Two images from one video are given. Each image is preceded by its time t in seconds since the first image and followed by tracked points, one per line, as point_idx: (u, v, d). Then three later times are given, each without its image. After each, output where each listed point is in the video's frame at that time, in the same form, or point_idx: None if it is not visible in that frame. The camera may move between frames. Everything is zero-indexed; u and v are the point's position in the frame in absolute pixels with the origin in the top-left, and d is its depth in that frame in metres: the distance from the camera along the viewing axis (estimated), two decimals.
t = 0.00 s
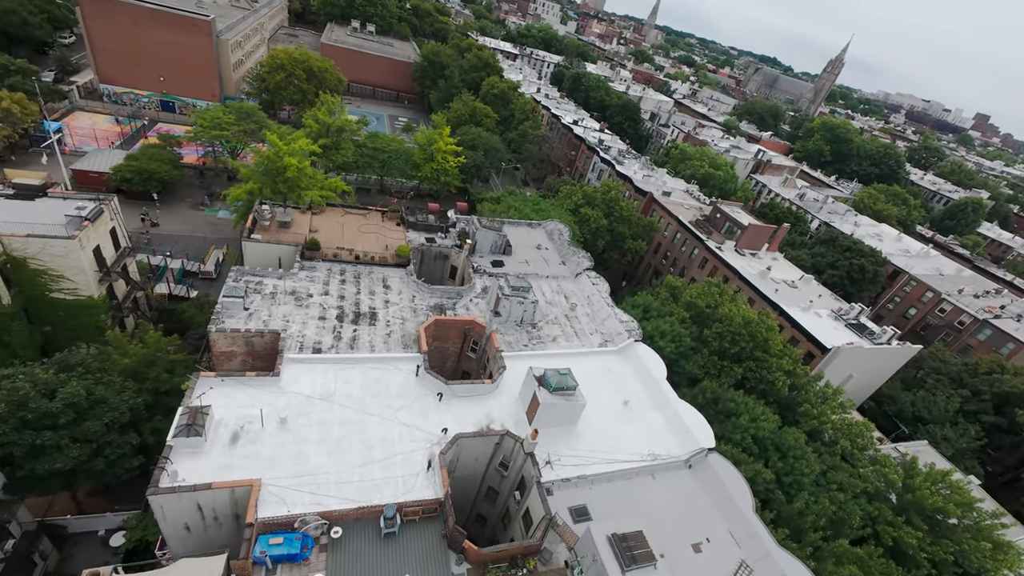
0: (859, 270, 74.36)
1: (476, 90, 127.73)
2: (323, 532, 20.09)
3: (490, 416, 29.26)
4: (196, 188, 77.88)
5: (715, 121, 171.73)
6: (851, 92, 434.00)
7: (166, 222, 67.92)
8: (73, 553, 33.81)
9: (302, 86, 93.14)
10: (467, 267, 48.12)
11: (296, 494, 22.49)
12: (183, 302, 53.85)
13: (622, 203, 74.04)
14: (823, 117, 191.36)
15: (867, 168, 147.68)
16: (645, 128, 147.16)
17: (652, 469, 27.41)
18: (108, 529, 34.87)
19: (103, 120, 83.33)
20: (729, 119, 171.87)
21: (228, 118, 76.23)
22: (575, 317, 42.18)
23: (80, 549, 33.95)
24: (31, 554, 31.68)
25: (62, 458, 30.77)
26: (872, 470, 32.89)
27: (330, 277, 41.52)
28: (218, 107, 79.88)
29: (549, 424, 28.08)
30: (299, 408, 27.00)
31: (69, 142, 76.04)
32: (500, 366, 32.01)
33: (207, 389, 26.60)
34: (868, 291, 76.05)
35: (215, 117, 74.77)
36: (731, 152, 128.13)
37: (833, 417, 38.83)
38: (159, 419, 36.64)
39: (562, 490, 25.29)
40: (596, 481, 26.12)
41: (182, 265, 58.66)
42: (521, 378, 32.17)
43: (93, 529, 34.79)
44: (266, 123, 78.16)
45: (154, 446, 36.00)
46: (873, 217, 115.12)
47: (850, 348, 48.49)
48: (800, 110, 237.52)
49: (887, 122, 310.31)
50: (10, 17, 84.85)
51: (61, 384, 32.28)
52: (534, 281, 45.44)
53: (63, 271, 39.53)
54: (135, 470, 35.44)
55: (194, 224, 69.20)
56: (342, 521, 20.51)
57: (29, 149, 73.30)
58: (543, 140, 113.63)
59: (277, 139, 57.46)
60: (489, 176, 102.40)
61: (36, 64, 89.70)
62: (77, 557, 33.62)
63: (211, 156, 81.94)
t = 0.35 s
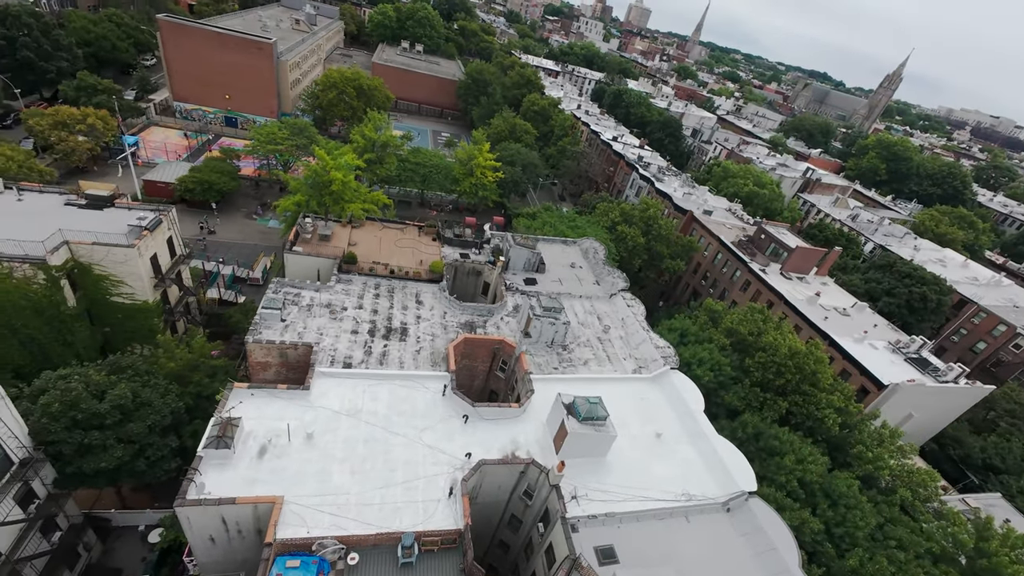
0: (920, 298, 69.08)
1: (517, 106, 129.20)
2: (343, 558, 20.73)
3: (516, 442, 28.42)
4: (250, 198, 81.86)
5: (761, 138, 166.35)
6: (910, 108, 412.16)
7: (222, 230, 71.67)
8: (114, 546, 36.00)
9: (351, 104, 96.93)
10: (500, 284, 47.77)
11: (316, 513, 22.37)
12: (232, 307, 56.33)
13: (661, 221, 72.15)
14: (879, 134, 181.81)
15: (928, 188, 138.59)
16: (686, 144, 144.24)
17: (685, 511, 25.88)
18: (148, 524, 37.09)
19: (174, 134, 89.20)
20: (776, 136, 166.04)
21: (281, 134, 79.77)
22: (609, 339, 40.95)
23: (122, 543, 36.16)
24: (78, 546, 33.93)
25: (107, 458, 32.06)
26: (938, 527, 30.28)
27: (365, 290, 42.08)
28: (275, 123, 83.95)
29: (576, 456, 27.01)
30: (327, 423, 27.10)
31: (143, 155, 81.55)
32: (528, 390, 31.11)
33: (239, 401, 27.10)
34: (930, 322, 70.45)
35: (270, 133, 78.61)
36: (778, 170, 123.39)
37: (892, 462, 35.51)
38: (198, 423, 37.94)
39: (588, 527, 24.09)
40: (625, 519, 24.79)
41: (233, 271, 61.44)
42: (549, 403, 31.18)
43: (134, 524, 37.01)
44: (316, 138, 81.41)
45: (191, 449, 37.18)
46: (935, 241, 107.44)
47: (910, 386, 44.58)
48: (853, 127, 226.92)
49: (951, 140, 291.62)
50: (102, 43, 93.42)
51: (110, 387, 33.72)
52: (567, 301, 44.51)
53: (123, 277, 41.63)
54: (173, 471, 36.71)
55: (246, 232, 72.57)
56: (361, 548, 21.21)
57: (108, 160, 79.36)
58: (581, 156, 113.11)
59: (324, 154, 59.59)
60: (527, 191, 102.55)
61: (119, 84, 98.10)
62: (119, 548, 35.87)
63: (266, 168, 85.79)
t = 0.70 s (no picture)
0: (987, 317, 63.71)
1: (549, 118, 129.04)
2: None
3: (546, 468, 27.40)
4: (293, 212, 84.66)
5: (802, 145, 159.93)
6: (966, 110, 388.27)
7: (266, 242, 74.30)
8: (155, 551, 37.04)
9: (388, 119, 99.27)
10: (530, 299, 46.95)
11: (342, 541, 22.06)
12: (272, 317, 58.00)
13: (698, 233, 69.80)
14: (933, 139, 171.58)
15: (990, 195, 129.14)
16: (723, 152, 140.26)
17: (728, 553, 24.24)
18: (188, 530, 38.11)
19: (227, 151, 94.07)
20: (818, 142, 159.18)
21: (323, 149, 82.01)
22: (645, 359, 39.37)
23: (163, 547, 37.25)
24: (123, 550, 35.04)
25: (149, 469, 32.93)
26: None
27: (396, 306, 42.19)
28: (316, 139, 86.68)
29: (608, 486, 25.89)
30: (355, 444, 26.87)
31: (198, 171, 86.09)
32: (558, 415, 30.01)
33: (270, 419, 27.24)
34: (998, 342, 64.87)
35: (312, 150, 81.17)
36: (822, 178, 117.88)
37: (962, 502, 32.33)
38: (234, 434, 38.77)
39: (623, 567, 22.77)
40: (663, 559, 23.33)
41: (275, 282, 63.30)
42: (581, 428, 30.03)
43: (175, 530, 38.06)
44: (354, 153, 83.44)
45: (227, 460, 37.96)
46: (1000, 252, 99.55)
47: (981, 417, 40.72)
48: (903, 131, 215.08)
49: (1014, 142, 272.10)
50: (165, 68, 99.75)
51: (153, 400, 34.74)
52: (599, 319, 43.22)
53: (171, 291, 43.20)
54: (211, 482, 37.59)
55: (287, 244, 74.87)
56: None
57: (167, 177, 83.80)
58: (614, 166, 111.51)
59: (362, 170, 60.81)
60: (558, 201, 101.69)
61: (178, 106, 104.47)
62: (161, 553, 36.91)
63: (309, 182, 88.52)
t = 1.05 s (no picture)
0: None
1: (577, 125, 127.99)
2: None
3: (581, 499, 26.11)
4: (327, 224, 86.67)
5: (843, 144, 152.83)
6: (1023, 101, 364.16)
7: (303, 255, 76.09)
8: (194, 564, 37.56)
9: (418, 131, 100.55)
10: (560, 315, 45.75)
11: None
12: (307, 330, 58.86)
13: (734, 242, 67.05)
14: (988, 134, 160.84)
15: None
16: (757, 155, 135.61)
17: None
18: (224, 545, 38.57)
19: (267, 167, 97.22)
20: (861, 141, 151.67)
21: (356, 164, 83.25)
22: (682, 378, 37.53)
23: (201, 561, 37.76)
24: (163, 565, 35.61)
25: (185, 489, 33.42)
26: None
27: (425, 324, 41.86)
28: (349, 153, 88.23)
29: (647, 521, 24.43)
30: (383, 471, 26.28)
31: (240, 188, 89.37)
32: (592, 442, 28.61)
33: (301, 443, 27.07)
34: None
35: (345, 164, 82.52)
36: (867, 179, 111.96)
37: None
38: (268, 452, 39.11)
39: None
40: None
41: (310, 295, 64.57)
42: (616, 456, 28.58)
43: (212, 543, 38.57)
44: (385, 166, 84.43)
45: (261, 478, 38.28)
46: None
47: None
48: (954, 126, 202.81)
49: None
50: (211, 91, 104.70)
51: (190, 419, 35.32)
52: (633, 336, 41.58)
53: (209, 309, 43.95)
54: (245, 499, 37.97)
55: (322, 257, 76.43)
56: None
57: (211, 195, 86.99)
58: (644, 172, 109.24)
59: (392, 185, 61.29)
60: (587, 209, 100.29)
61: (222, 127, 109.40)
62: (199, 566, 37.42)
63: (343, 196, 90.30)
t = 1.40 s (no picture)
0: None
1: (605, 132, 126.31)
2: None
3: (617, 540, 24.65)
4: (358, 238, 88.17)
5: (889, 143, 145.13)
6: None
7: (335, 269, 77.27)
8: None
9: (446, 143, 101.46)
10: (590, 335, 43.92)
11: None
12: (338, 345, 59.26)
13: (773, 252, 63.65)
14: None
15: None
16: (794, 157, 130.42)
17: None
18: (258, 562, 38.69)
19: (302, 183, 99.71)
20: (908, 138, 143.64)
21: (386, 178, 84.27)
22: (722, 403, 35.43)
23: None
24: None
25: (218, 514, 33.69)
26: None
27: (453, 345, 41.30)
28: (380, 168, 89.45)
29: (689, 568, 22.80)
30: (410, 506, 25.52)
31: (276, 205, 91.99)
32: (627, 477, 27.06)
33: (328, 474, 26.70)
34: None
35: (376, 179, 83.69)
36: (917, 180, 105.56)
37: None
38: (299, 472, 39.07)
39: None
40: None
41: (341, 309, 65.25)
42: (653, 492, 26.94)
43: (247, 561, 38.77)
44: (414, 179, 85.15)
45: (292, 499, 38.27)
46: None
47: None
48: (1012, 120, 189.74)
49: None
50: (251, 111, 108.88)
51: (224, 443, 35.65)
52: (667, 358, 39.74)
53: (244, 328, 44.54)
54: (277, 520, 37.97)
55: (353, 270, 77.50)
56: None
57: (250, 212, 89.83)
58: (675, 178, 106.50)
59: (420, 199, 61.46)
60: (617, 218, 98.36)
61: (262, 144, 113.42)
62: None
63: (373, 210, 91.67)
